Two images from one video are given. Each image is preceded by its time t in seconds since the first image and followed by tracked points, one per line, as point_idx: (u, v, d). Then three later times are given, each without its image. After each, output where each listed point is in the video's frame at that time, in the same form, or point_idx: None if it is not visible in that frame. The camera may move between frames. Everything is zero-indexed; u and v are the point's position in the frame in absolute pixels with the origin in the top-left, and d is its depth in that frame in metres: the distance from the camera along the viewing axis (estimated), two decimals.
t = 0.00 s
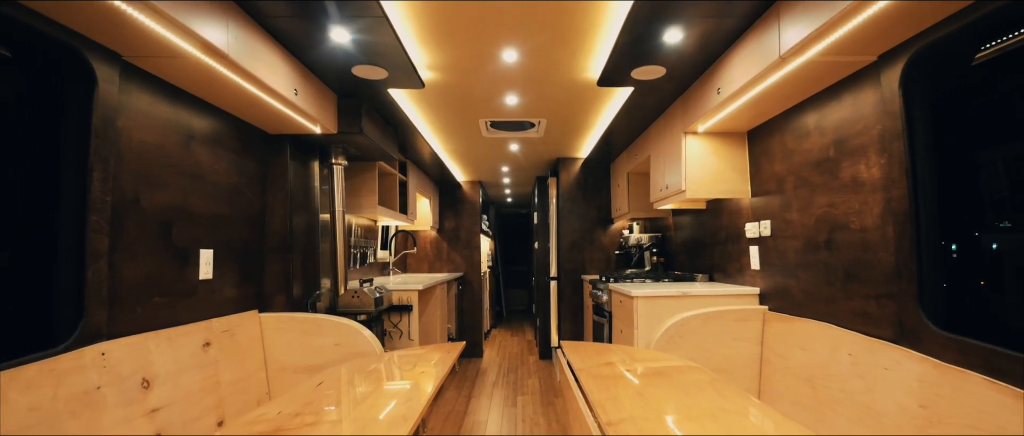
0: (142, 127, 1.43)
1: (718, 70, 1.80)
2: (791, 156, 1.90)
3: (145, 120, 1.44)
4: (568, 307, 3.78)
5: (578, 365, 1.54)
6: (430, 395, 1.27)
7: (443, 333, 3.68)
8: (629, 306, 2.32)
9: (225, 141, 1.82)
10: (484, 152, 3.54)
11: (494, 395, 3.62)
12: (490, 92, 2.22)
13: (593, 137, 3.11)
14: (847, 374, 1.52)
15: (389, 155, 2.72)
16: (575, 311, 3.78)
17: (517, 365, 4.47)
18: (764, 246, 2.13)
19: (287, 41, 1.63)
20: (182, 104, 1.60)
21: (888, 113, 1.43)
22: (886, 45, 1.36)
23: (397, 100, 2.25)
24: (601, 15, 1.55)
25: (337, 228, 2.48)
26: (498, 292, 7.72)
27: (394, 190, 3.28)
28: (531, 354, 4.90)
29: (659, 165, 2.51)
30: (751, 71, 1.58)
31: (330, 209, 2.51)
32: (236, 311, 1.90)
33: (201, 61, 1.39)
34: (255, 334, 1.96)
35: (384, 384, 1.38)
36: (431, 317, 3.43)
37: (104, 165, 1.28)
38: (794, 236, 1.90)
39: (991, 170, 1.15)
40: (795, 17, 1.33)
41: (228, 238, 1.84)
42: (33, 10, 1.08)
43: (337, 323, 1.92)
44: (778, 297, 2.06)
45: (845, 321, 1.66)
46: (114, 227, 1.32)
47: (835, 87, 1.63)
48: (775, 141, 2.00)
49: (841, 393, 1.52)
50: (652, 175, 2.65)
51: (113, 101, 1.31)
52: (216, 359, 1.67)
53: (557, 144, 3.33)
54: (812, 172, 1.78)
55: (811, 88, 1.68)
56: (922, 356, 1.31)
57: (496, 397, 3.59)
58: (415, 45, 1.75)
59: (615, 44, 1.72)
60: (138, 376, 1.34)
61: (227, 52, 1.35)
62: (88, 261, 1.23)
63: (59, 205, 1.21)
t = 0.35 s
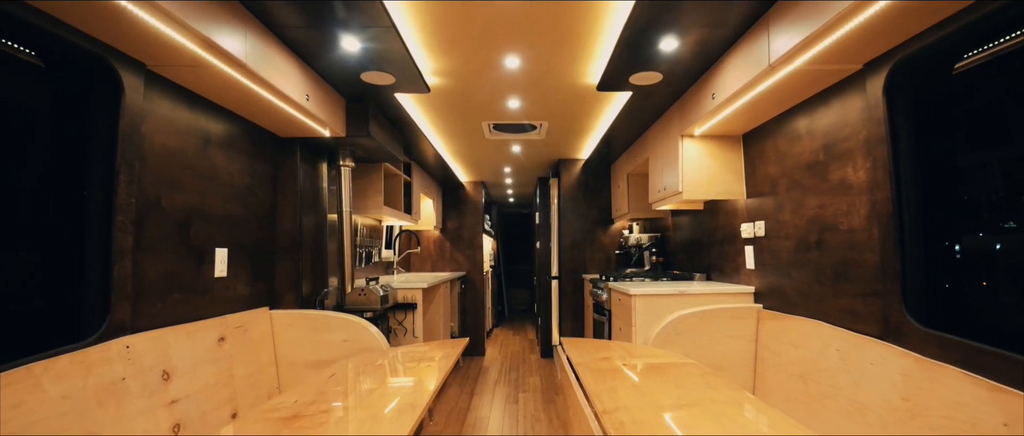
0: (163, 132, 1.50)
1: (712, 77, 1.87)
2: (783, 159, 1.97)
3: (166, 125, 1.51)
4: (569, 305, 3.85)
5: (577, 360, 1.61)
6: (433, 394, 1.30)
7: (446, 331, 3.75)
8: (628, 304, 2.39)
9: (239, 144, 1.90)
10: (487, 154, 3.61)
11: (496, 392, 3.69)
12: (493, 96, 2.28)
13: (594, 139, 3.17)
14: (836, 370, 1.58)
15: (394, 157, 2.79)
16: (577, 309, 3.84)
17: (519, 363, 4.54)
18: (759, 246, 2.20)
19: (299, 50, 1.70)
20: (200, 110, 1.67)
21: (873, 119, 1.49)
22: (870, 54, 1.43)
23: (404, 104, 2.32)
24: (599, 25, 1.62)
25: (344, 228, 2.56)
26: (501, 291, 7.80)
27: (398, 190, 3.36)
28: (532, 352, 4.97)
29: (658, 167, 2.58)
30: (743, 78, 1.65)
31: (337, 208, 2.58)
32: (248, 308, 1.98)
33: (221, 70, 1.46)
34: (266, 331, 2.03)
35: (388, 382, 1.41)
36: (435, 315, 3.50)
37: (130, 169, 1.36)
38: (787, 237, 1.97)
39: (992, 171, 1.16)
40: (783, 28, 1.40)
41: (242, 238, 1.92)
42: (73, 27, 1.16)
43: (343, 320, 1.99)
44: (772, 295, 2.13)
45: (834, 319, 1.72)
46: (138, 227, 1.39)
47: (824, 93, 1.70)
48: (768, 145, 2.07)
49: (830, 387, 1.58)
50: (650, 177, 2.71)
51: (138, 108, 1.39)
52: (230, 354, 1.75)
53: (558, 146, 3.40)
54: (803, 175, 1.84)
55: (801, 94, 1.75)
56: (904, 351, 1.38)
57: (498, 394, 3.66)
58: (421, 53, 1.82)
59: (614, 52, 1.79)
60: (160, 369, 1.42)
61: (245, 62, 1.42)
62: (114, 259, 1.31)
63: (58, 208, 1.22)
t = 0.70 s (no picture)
0: (185, 137, 1.58)
1: (705, 83, 1.94)
2: (775, 162, 2.04)
3: (187, 130, 1.59)
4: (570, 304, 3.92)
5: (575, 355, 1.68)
6: (436, 388, 1.38)
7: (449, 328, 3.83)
8: (626, 303, 2.46)
9: (253, 148, 1.98)
10: (489, 155, 3.69)
11: (498, 389, 3.76)
12: (495, 100, 2.36)
13: (594, 141, 3.25)
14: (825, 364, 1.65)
15: (399, 159, 2.87)
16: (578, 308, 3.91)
17: (521, 361, 4.62)
18: (753, 246, 2.27)
19: (311, 59, 1.78)
20: (219, 116, 1.76)
21: (857, 125, 1.56)
22: (853, 63, 1.50)
23: (409, 109, 2.40)
24: (597, 34, 1.69)
25: (351, 228, 2.64)
26: (503, 290, 7.87)
27: (403, 191, 3.44)
28: (534, 351, 5.04)
29: (655, 169, 2.65)
30: (733, 85, 1.72)
31: (344, 209, 2.66)
32: (260, 305, 2.06)
33: (239, 79, 1.54)
34: (278, 327, 2.11)
35: (393, 377, 1.47)
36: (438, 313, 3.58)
37: (154, 171, 1.44)
38: (779, 236, 2.04)
39: (986, 171, 1.17)
40: (769, 39, 1.47)
41: (255, 237, 2.00)
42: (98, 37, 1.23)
43: (350, 316, 2.06)
44: (765, 293, 2.20)
45: (823, 315, 1.79)
46: (161, 228, 1.47)
47: (812, 99, 1.78)
48: (761, 148, 2.14)
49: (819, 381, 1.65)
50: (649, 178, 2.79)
51: (162, 116, 1.47)
52: (244, 349, 1.83)
53: (559, 148, 3.47)
54: (793, 177, 1.91)
55: (790, 100, 1.82)
56: (886, 346, 1.45)
57: (500, 391, 3.73)
58: (427, 60, 1.90)
59: (611, 60, 1.86)
60: (179, 361, 1.49)
61: (262, 71, 1.50)
62: (139, 258, 1.39)
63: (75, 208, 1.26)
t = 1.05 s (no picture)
0: (201, 140, 1.66)
1: (700, 87, 2.00)
2: (768, 163, 2.10)
3: (204, 133, 1.67)
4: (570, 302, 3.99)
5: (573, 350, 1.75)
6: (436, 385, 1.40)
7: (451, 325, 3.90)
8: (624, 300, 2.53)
9: (264, 150, 2.06)
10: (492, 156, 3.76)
11: (499, 386, 3.82)
12: (497, 103, 2.43)
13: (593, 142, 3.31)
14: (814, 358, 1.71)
15: (404, 160, 2.94)
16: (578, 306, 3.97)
17: (522, 358, 4.68)
18: (747, 245, 2.33)
19: (321, 65, 1.85)
20: (232, 120, 1.83)
21: (843, 129, 1.63)
22: (839, 70, 1.56)
23: (414, 112, 2.48)
24: (595, 42, 1.76)
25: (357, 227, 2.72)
26: (505, 289, 7.94)
27: (407, 190, 3.51)
28: (535, 348, 5.10)
29: (653, 169, 2.72)
30: (726, 90, 1.79)
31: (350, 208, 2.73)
32: (269, 301, 2.13)
33: (253, 85, 1.62)
34: (287, 323, 2.19)
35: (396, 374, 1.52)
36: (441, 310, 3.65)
37: (173, 173, 1.51)
38: (772, 235, 2.10)
39: (964, 172, 1.23)
40: (758, 46, 1.54)
41: (265, 236, 2.07)
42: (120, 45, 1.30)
43: (357, 313, 2.13)
44: (759, 290, 2.26)
45: (813, 312, 1.86)
46: (178, 227, 1.54)
47: (802, 103, 1.84)
48: (755, 149, 2.20)
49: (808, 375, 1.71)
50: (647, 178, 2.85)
51: (180, 120, 1.55)
52: (255, 344, 1.90)
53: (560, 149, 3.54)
54: (785, 178, 1.98)
55: (781, 104, 1.89)
56: (871, 340, 1.51)
57: (501, 387, 3.80)
58: (432, 66, 1.97)
59: (608, 65, 1.93)
60: (193, 354, 1.56)
61: (275, 78, 1.58)
62: (159, 256, 1.46)
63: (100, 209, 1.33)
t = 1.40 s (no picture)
0: (216, 141, 1.73)
1: (695, 90, 2.07)
2: (761, 163, 2.17)
3: (217, 135, 1.74)
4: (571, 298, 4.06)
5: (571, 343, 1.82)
6: (438, 377, 1.47)
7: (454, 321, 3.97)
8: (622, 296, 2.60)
9: (274, 150, 2.13)
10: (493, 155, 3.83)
11: (501, 381, 3.90)
12: (498, 104, 2.50)
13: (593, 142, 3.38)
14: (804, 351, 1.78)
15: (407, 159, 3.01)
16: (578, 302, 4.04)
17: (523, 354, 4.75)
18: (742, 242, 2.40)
19: (329, 69, 1.92)
20: (244, 121, 1.90)
21: (832, 130, 1.69)
22: (827, 74, 1.63)
23: (418, 113, 2.55)
24: (593, 46, 1.83)
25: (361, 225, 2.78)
26: (506, 287, 8.01)
27: (410, 189, 3.58)
28: (536, 344, 5.18)
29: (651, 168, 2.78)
30: (720, 93, 1.85)
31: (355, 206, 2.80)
32: (279, 296, 2.21)
33: (265, 89, 1.69)
34: (296, 317, 2.26)
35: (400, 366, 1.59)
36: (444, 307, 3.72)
37: (190, 174, 1.58)
38: (765, 232, 2.17)
39: (943, 172, 1.30)
40: (750, 51, 1.61)
41: (275, 233, 2.15)
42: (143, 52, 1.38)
43: (362, 307, 2.20)
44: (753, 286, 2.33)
45: (803, 307, 1.92)
46: (195, 225, 1.62)
47: (793, 105, 1.91)
48: (749, 149, 2.27)
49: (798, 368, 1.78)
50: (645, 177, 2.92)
51: (196, 123, 1.62)
52: (266, 337, 1.98)
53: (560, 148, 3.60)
54: (777, 178, 2.04)
55: (774, 106, 1.95)
56: (857, 334, 1.57)
57: (503, 382, 3.87)
58: (436, 69, 2.03)
59: (607, 69, 2.00)
60: (209, 346, 1.63)
61: (286, 81, 1.65)
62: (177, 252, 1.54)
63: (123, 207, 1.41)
